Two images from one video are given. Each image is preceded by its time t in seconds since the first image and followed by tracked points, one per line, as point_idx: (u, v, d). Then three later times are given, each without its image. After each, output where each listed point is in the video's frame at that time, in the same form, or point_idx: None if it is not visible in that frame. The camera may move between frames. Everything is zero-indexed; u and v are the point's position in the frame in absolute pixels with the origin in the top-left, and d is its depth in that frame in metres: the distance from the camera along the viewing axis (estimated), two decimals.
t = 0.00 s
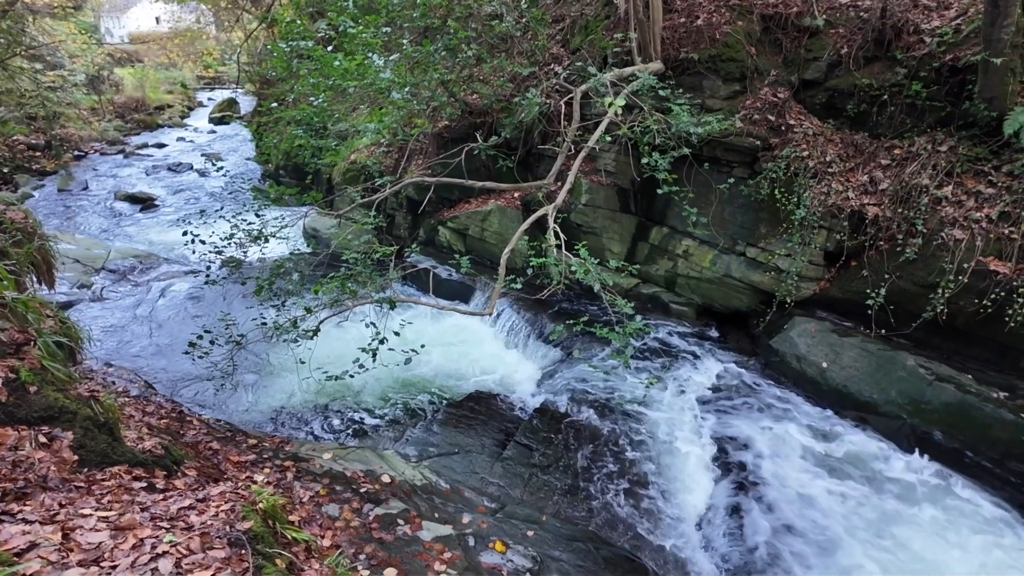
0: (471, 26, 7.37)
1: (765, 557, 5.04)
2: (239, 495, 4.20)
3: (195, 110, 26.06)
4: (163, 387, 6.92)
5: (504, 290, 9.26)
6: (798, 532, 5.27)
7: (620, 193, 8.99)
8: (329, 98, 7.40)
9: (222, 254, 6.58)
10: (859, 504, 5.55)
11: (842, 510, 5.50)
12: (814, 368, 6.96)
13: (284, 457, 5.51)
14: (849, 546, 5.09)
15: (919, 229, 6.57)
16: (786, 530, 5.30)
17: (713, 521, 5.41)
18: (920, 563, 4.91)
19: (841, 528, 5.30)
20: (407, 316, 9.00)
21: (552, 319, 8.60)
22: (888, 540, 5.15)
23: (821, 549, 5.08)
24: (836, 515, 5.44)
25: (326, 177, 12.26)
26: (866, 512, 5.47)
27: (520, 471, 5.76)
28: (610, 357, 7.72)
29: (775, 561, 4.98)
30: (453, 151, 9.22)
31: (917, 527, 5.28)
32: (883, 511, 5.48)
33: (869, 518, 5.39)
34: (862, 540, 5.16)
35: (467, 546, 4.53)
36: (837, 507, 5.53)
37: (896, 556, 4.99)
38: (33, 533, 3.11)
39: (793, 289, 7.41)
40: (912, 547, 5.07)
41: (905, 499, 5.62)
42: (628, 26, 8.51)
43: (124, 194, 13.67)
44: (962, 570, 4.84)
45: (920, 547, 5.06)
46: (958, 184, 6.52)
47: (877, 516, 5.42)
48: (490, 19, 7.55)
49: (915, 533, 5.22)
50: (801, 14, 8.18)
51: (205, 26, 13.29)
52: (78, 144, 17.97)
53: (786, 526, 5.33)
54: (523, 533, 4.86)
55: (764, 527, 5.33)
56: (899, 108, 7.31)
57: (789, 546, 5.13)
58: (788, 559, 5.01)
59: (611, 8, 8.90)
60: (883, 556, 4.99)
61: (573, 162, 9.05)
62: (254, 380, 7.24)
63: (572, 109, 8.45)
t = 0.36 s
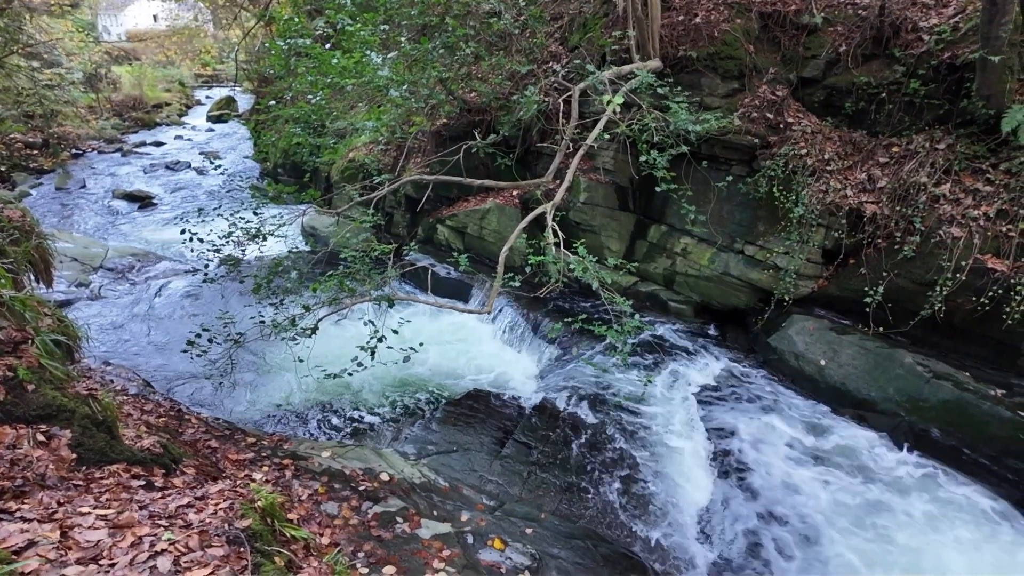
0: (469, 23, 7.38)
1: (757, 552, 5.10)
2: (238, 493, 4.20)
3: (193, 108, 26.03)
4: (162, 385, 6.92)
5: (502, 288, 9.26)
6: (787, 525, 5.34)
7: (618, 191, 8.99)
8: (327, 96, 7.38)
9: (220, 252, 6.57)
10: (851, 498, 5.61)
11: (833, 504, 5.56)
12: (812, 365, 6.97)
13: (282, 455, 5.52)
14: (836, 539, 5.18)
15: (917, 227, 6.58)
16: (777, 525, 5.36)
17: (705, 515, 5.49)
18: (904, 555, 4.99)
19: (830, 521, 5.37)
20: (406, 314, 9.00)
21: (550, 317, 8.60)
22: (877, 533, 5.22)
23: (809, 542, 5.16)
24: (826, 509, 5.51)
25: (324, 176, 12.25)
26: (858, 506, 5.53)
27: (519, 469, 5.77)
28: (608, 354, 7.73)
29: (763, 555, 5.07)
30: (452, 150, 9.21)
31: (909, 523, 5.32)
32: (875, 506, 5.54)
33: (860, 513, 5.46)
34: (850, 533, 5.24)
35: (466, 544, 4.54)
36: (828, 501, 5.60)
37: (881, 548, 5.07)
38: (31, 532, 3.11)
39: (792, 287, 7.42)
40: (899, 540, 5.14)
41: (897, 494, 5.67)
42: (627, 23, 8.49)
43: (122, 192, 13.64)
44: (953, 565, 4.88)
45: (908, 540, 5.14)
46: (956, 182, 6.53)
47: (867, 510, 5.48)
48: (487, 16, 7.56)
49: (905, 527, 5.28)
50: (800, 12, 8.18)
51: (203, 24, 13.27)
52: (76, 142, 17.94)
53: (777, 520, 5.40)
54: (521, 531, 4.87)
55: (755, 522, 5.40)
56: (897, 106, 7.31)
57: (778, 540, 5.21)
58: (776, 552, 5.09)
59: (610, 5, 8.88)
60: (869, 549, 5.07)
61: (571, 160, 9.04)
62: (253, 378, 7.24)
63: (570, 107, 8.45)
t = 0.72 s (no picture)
0: (467, 21, 7.38)
1: (752, 547, 5.12)
2: (237, 491, 4.21)
3: (191, 106, 25.99)
4: (160, 384, 6.92)
5: (500, 286, 9.27)
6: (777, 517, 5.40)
7: (617, 190, 8.98)
8: (325, 94, 7.37)
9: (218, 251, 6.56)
10: (842, 491, 5.65)
11: (823, 496, 5.62)
12: (810, 363, 6.97)
13: (281, 453, 5.51)
14: (823, 530, 5.25)
15: (915, 225, 6.59)
16: (770, 517, 5.41)
17: (698, 508, 5.53)
18: (899, 550, 5.00)
19: (819, 513, 5.43)
20: (404, 313, 9.00)
21: (549, 315, 8.61)
22: (864, 524, 5.28)
23: (796, 534, 5.23)
24: (816, 500, 5.57)
25: (323, 174, 12.24)
26: (846, 498, 5.59)
27: (518, 467, 5.77)
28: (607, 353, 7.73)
29: (750, 546, 5.14)
30: (450, 148, 9.21)
31: (901, 516, 5.36)
32: (866, 498, 5.58)
33: (849, 504, 5.51)
34: (837, 523, 5.31)
35: (465, 541, 4.54)
36: (822, 496, 5.62)
37: (867, 538, 5.13)
38: (29, 530, 3.11)
39: (790, 285, 7.43)
40: (886, 531, 5.19)
41: (887, 485, 5.71)
42: (625, 21, 8.51)
43: (120, 191, 13.62)
44: (950, 561, 4.88)
45: (900, 534, 5.16)
46: (954, 180, 6.53)
47: (857, 502, 5.53)
48: (486, 14, 7.56)
49: (894, 518, 5.32)
50: (798, 10, 8.18)
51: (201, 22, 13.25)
52: (73, 141, 17.91)
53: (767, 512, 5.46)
54: (520, 529, 4.87)
55: (746, 513, 5.46)
56: (895, 104, 7.31)
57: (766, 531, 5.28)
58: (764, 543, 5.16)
59: (608, 3, 8.89)
60: (856, 539, 5.13)
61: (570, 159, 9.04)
62: (252, 377, 7.25)
63: (568, 105, 8.45)
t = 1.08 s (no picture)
0: (465, 19, 7.38)
1: (747, 542, 5.16)
2: (235, 489, 4.21)
3: (189, 104, 25.96)
4: (159, 382, 6.92)
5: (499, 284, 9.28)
6: (771, 512, 5.47)
7: (616, 187, 8.98)
8: (323, 92, 7.36)
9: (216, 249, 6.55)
10: (840, 491, 5.67)
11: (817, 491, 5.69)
12: (808, 361, 6.98)
13: (280, 451, 5.52)
14: (816, 524, 5.32)
15: (913, 223, 6.59)
16: (766, 512, 5.46)
17: (696, 503, 5.56)
18: (895, 548, 5.03)
19: (813, 508, 5.50)
20: (403, 311, 9.01)
21: (547, 313, 8.62)
22: (856, 519, 5.35)
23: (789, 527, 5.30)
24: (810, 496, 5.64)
25: (321, 172, 12.23)
26: (840, 494, 5.65)
27: (516, 465, 5.78)
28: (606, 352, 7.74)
29: (743, 538, 5.20)
30: (448, 146, 9.21)
31: (893, 512, 5.41)
32: (859, 493, 5.65)
33: (843, 500, 5.58)
34: (828, 517, 5.39)
35: (463, 539, 4.55)
36: (819, 494, 5.65)
37: (858, 532, 5.21)
38: (27, 528, 3.11)
39: (788, 283, 7.44)
40: (883, 530, 5.21)
41: (881, 482, 5.78)
42: (623, 19, 8.50)
43: (117, 189, 13.59)
44: (945, 559, 4.91)
45: (896, 533, 5.18)
46: (951, 178, 6.55)
47: (851, 498, 5.59)
48: (484, 12, 7.55)
49: (885, 515, 5.38)
50: (796, 7, 8.18)
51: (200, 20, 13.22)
52: (71, 139, 17.87)
53: (762, 507, 5.52)
54: (518, 527, 4.87)
55: (742, 508, 5.50)
56: (893, 102, 7.31)
57: (761, 524, 5.34)
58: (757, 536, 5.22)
59: (606, 1, 8.89)
60: (847, 533, 5.20)
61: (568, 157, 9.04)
62: (251, 375, 7.25)
63: (567, 103, 8.44)
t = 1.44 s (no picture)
0: (463, 16, 7.37)
1: (743, 538, 5.18)
2: (234, 487, 4.21)
3: (187, 102, 25.90)
4: (157, 380, 6.92)
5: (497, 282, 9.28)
6: (767, 508, 5.49)
7: (614, 186, 9.00)
8: (320, 90, 7.35)
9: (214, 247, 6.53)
10: (836, 487, 5.68)
11: (811, 486, 5.71)
12: (806, 359, 7.00)
13: (278, 450, 5.52)
14: (810, 519, 5.33)
15: (911, 220, 6.60)
16: (762, 509, 5.47)
17: (692, 500, 5.57)
18: (890, 544, 5.04)
19: (807, 503, 5.52)
20: (401, 309, 9.01)
21: (545, 311, 8.62)
22: (850, 514, 5.37)
23: (783, 523, 5.32)
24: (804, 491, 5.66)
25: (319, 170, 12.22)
26: (835, 489, 5.66)
27: (515, 463, 5.78)
28: (604, 350, 7.74)
29: (739, 535, 5.22)
30: (446, 144, 9.20)
31: (888, 508, 5.42)
32: (855, 490, 5.64)
33: (838, 495, 5.60)
34: (822, 513, 5.41)
35: (462, 536, 4.55)
36: (815, 491, 5.65)
37: (851, 527, 5.23)
38: (26, 526, 3.11)
39: (786, 281, 7.46)
40: (878, 526, 5.22)
41: (876, 477, 5.79)
42: (621, 17, 8.49)
43: (115, 187, 13.55)
44: (940, 554, 4.92)
45: (892, 528, 5.19)
46: (949, 176, 6.55)
47: (846, 494, 5.61)
48: (482, 10, 7.54)
49: (880, 511, 5.39)
50: (794, 5, 8.18)
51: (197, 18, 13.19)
52: (68, 137, 17.83)
53: (757, 502, 5.54)
54: (517, 524, 4.87)
55: (738, 505, 5.52)
56: (891, 100, 7.32)
57: (755, 520, 5.36)
58: (752, 532, 5.24)
59: None
60: (841, 529, 5.22)
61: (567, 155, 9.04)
62: (249, 373, 7.25)
63: (565, 101, 8.43)
